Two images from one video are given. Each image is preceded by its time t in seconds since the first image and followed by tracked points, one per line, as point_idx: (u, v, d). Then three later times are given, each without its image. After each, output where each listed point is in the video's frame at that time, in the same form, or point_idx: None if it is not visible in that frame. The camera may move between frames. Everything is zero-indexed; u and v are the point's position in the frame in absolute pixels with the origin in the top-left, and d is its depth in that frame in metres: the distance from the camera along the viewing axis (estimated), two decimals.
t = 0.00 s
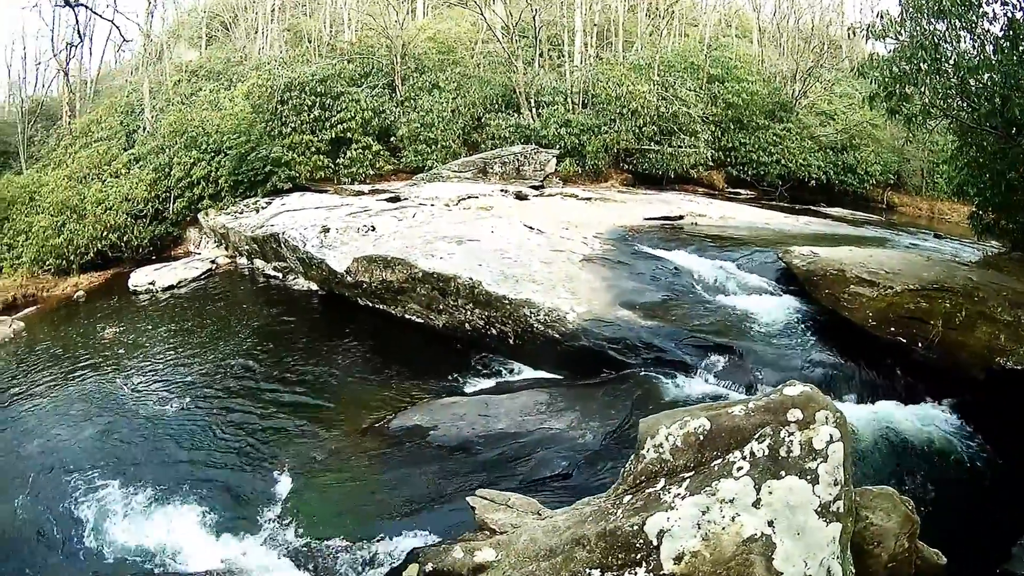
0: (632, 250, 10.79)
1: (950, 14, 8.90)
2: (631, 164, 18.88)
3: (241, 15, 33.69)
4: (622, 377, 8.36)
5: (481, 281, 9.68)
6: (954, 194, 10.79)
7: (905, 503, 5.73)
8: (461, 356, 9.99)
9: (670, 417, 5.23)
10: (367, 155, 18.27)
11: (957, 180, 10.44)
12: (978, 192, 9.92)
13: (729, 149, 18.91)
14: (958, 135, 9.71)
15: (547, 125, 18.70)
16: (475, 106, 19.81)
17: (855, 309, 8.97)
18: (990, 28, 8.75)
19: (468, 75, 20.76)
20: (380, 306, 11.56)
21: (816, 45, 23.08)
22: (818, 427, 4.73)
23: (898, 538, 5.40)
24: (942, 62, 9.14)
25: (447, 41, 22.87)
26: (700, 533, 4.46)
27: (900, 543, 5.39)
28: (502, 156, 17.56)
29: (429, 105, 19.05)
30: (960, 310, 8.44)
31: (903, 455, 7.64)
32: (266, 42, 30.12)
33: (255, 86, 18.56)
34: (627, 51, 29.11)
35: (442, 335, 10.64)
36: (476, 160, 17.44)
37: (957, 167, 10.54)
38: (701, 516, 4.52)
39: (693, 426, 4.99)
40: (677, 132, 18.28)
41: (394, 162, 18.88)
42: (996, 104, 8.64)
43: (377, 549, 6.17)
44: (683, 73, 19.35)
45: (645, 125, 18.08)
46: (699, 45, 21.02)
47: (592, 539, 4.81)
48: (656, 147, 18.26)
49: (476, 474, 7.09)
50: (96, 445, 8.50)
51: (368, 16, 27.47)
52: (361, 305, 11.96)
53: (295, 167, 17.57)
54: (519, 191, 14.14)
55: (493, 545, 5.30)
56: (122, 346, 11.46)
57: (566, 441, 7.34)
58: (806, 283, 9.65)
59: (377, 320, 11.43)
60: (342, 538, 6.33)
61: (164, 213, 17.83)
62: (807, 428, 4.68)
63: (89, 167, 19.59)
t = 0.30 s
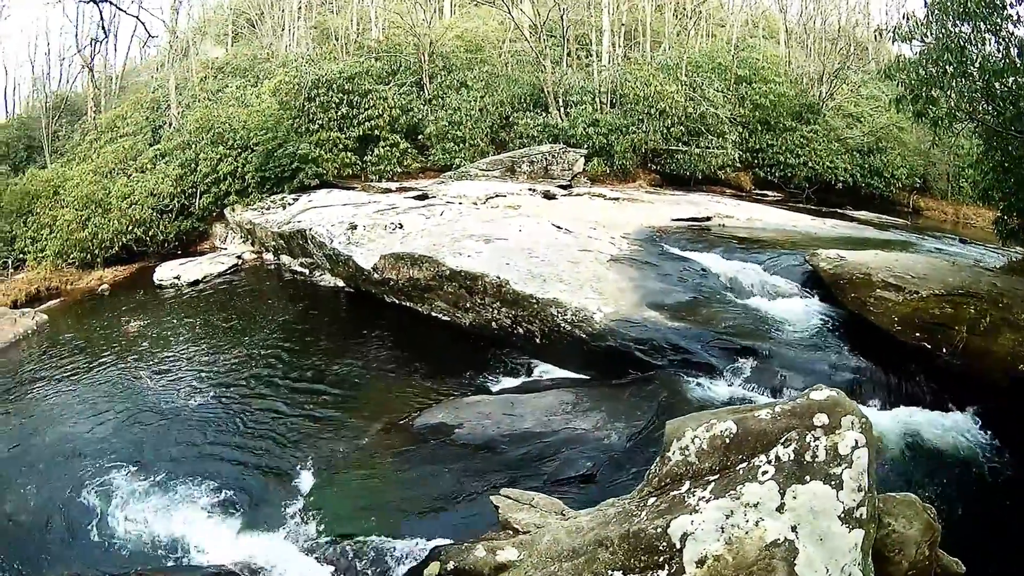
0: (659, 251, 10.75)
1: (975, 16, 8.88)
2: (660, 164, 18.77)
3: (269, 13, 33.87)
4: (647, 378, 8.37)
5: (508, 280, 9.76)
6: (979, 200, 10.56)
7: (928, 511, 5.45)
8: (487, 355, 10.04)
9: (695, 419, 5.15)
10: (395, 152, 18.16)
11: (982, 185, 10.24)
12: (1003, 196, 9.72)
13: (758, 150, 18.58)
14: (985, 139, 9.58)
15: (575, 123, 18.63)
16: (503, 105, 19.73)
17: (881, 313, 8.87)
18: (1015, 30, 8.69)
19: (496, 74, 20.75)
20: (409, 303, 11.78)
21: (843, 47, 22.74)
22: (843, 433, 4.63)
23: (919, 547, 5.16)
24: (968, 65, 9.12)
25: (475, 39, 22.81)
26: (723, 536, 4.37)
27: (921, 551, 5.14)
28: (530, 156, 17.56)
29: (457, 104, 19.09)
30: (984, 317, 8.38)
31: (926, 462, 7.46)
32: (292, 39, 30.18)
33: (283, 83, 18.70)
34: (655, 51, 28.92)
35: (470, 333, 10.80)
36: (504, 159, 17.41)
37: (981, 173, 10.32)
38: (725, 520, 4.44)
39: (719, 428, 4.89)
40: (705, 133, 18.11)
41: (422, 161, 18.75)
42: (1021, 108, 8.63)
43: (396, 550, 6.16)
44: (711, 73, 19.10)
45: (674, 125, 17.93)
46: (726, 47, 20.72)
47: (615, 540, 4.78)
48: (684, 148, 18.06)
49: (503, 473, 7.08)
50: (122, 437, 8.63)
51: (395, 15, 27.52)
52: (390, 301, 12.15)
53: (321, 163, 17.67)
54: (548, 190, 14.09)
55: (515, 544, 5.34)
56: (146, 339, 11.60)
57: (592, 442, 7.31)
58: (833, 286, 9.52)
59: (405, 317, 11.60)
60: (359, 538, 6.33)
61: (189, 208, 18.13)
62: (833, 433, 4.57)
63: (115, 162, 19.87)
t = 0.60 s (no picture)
0: (682, 250, 10.72)
1: (994, 16, 8.82)
2: (682, 163, 18.73)
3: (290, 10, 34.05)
4: (669, 378, 8.34)
5: (530, 277, 9.79)
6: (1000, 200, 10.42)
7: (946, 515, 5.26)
8: (509, 351, 10.03)
9: (716, 419, 5.09)
10: (417, 150, 18.42)
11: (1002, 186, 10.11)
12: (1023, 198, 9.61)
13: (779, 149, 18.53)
14: (1004, 140, 9.51)
15: (598, 121, 18.62)
16: (525, 103, 19.72)
17: (902, 315, 8.82)
18: None
19: (518, 71, 20.74)
20: (430, 299, 11.77)
21: (863, 46, 22.55)
22: (864, 434, 4.55)
23: (936, 551, 4.94)
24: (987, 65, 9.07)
25: (496, 36, 22.80)
26: (742, 538, 4.35)
27: (939, 555, 4.93)
28: (553, 153, 17.55)
29: (479, 100, 19.14)
30: (1005, 320, 8.23)
31: (946, 467, 7.30)
32: (313, 36, 30.31)
33: (305, 80, 18.83)
34: (676, 49, 28.81)
35: (491, 330, 10.75)
36: (526, 156, 17.45)
37: (1003, 172, 10.18)
38: (745, 521, 4.41)
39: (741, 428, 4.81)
40: (727, 131, 18.08)
41: (445, 157, 18.90)
42: None
43: (417, 545, 6.20)
44: (732, 71, 18.91)
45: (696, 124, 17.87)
46: (747, 44, 20.51)
47: (634, 540, 4.75)
48: (705, 146, 18.05)
49: (524, 471, 7.06)
50: (139, 431, 8.73)
51: (415, 13, 27.61)
52: (411, 298, 12.15)
53: (344, 160, 18.00)
54: (571, 188, 14.07)
55: (534, 543, 5.37)
56: (166, 333, 11.71)
57: (613, 441, 7.28)
58: (854, 287, 9.47)
59: (426, 313, 11.59)
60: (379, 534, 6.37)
61: (210, 204, 18.22)
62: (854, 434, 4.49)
63: (136, 158, 20.05)
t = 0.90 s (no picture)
0: (704, 250, 10.67)
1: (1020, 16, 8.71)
2: (705, 162, 18.63)
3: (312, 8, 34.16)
4: (690, 378, 8.33)
5: (553, 276, 9.79)
6: None
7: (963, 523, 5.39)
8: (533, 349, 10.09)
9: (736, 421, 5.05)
10: (440, 147, 18.25)
11: None
12: None
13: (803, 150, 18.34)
14: None
15: (620, 120, 18.52)
16: (548, 100, 19.61)
17: (922, 317, 8.70)
18: None
19: (541, 69, 20.70)
20: (451, 297, 11.86)
21: (884, 46, 22.38)
22: (885, 438, 4.53)
23: (952, 557, 5.08)
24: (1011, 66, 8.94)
25: (519, 35, 22.75)
26: (761, 540, 4.36)
27: (955, 562, 5.06)
28: (576, 151, 17.45)
29: (502, 99, 19.09)
30: None
31: (967, 472, 7.24)
32: (336, 33, 30.40)
33: (327, 78, 18.87)
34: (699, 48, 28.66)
35: (513, 328, 10.81)
36: (549, 154, 17.38)
37: None
38: (764, 524, 4.42)
39: (762, 430, 4.80)
40: (749, 131, 17.81)
41: (467, 154, 18.87)
42: None
43: (436, 541, 6.23)
44: (755, 71, 18.59)
45: (719, 123, 17.71)
46: (769, 43, 20.58)
47: (653, 542, 4.80)
48: (729, 146, 17.90)
49: (545, 469, 7.06)
50: (155, 423, 8.83)
51: (438, 10, 27.58)
52: (432, 296, 12.26)
53: (367, 156, 17.76)
54: (594, 186, 14.00)
55: (553, 541, 5.38)
56: (187, 327, 11.81)
57: (633, 441, 7.26)
58: (876, 289, 9.39)
59: (447, 310, 11.66)
60: (399, 533, 6.35)
61: (233, 199, 18.29)
62: (875, 438, 4.50)
63: (157, 153, 20.22)
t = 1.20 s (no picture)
0: (723, 248, 10.64)
1: None
2: (725, 161, 18.39)
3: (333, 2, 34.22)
4: (707, 377, 8.38)
5: (571, 272, 9.84)
6: None
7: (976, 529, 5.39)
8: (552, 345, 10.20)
9: (754, 420, 5.11)
10: (462, 142, 18.26)
11: None
12: None
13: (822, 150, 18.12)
14: None
15: (641, 117, 18.43)
16: (568, 97, 19.53)
17: (940, 321, 8.60)
18: None
19: (561, 65, 20.67)
20: (469, 292, 12.00)
21: (904, 47, 22.26)
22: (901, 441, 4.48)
23: (964, 564, 5.08)
24: None
25: (539, 31, 22.73)
26: (774, 541, 4.36)
27: (966, 569, 5.06)
28: (596, 149, 17.43)
29: (524, 95, 18.95)
30: None
31: (984, 477, 7.19)
32: (356, 27, 30.46)
33: (347, 71, 18.92)
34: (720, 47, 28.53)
35: (530, 324, 10.93)
36: (570, 151, 17.31)
37: None
38: (778, 524, 4.41)
39: (779, 431, 4.84)
40: (769, 130, 17.80)
41: (487, 150, 18.80)
42: None
43: (449, 536, 6.24)
44: (775, 71, 18.92)
45: (738, 123, 17.72)
46: (790, 43, 20.57)
47: (668, 540, 4.81)
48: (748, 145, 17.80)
49: (562, 465, 7.08)
50: (170, 410, 8.96)
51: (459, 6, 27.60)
52: (450, 290, 12.42)
53: (387, 151, 17.95)
54: (614, 183, 13.92)
55: (566, 538, 5.31)
56: (205, 318, 11.90)
57: (648, 439, 7.26)
58: (894, 291, 9.30)
59: (465, 305, 11.81)
60: (413, 526, 6.40)
61: (251, 191, 18.52)
62: (891, 441, 4.44)
63: (176, 145, 20.41)
